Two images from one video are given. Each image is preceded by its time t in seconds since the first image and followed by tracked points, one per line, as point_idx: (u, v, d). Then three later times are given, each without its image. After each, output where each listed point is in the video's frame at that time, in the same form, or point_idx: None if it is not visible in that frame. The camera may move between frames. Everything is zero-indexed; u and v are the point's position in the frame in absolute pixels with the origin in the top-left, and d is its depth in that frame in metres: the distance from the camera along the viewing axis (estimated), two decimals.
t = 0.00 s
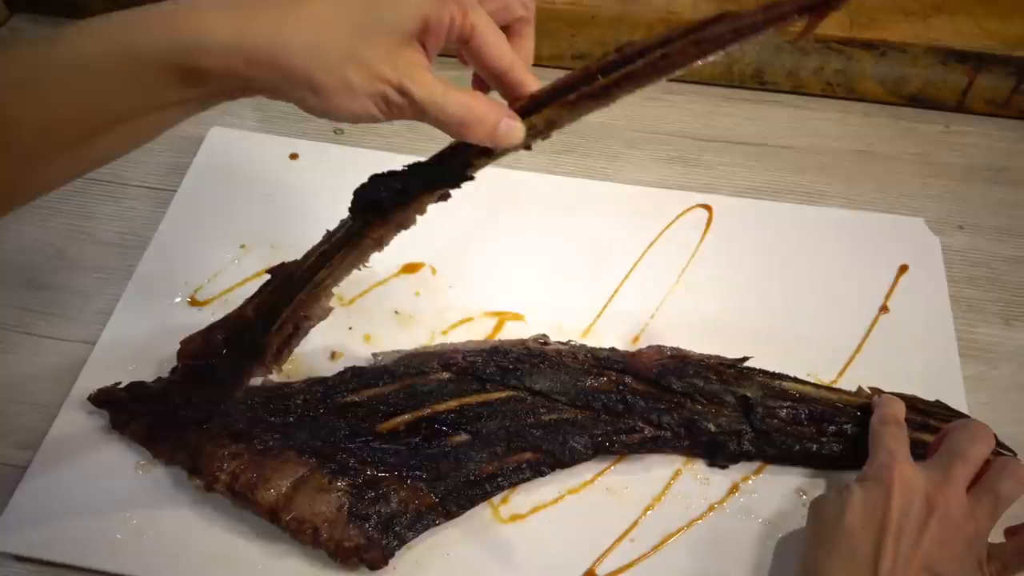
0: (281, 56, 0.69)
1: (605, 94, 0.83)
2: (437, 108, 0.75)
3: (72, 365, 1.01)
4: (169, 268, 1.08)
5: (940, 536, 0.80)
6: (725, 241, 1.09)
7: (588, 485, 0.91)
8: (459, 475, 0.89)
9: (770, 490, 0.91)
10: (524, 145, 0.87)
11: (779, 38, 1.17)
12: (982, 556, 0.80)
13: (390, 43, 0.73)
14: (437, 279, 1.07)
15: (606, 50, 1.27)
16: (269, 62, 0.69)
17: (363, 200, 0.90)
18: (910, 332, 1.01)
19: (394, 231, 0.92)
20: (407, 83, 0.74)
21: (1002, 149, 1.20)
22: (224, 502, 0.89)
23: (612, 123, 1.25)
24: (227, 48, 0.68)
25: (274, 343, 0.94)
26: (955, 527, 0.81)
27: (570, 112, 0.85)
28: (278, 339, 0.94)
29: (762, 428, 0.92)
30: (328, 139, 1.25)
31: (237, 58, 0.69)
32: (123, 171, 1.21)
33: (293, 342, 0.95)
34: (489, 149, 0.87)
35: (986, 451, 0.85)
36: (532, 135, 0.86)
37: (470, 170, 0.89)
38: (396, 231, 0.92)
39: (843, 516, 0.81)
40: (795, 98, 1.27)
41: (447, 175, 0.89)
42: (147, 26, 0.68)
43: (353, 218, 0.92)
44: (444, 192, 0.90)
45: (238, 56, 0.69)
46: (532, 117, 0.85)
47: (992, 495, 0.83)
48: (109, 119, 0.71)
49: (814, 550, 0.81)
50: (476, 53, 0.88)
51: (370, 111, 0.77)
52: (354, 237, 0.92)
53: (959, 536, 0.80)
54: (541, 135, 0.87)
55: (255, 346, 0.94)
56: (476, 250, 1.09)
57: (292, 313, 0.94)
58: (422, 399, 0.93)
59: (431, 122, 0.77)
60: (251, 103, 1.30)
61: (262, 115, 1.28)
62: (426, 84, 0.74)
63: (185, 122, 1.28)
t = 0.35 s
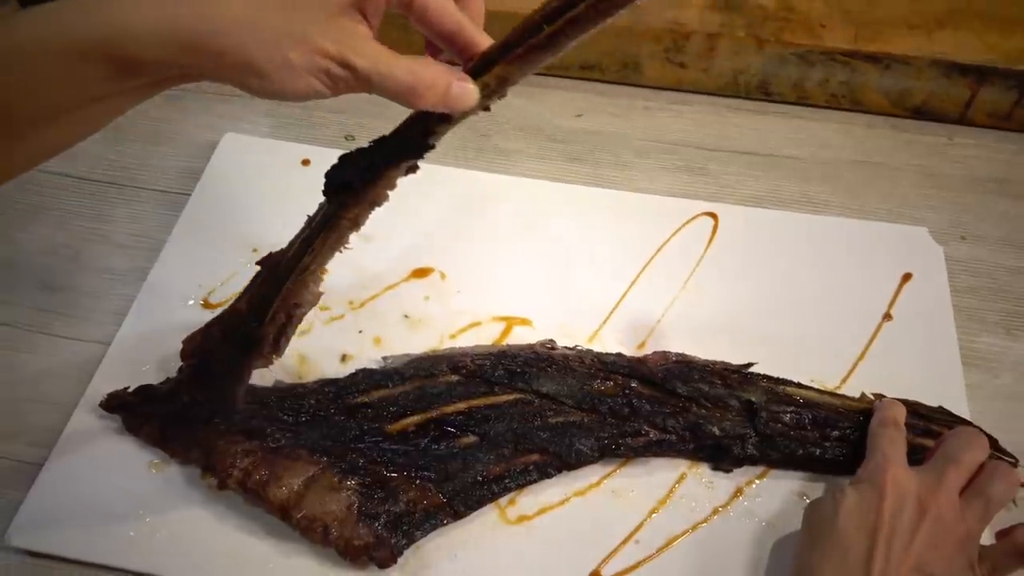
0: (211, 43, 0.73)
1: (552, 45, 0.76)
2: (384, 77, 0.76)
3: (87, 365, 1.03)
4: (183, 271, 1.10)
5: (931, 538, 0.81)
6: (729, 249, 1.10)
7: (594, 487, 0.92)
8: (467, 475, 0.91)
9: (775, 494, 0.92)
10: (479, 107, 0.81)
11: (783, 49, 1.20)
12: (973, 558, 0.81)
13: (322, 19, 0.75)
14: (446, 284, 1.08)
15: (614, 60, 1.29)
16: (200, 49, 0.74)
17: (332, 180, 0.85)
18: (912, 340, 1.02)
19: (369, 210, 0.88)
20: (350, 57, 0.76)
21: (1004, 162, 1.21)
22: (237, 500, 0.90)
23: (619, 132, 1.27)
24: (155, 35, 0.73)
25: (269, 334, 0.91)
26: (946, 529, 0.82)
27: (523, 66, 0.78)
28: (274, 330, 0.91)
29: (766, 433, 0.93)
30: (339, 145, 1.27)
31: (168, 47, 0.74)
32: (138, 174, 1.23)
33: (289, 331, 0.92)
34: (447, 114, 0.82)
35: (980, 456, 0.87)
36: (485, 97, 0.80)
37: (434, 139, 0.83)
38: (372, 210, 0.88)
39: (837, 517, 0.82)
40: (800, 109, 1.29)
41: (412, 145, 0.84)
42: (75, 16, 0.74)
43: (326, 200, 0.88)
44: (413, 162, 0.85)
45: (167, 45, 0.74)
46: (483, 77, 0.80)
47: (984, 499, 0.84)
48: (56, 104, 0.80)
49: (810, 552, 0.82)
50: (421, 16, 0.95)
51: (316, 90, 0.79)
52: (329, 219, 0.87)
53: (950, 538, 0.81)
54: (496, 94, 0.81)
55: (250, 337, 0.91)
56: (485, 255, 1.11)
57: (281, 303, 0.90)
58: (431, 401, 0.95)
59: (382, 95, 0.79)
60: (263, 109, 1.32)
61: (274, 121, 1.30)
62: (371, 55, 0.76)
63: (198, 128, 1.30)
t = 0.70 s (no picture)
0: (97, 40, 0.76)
1: None
2: (284, 49, 0.77)
3: (96, 375, 1.04)
4: (192, 284, 1.11)
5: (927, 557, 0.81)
6: (732, 266, 1.11)
7: (597, 500, 0.93)
8: (470, 486, 0.91)
9: (778, 509, 0.92)
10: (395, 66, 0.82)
11: (786, 70, 1.22)
12: None
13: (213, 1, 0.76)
14: (451, 298, 1.09)
15: (618, 80, 1.31)
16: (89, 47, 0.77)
17: (279, 167, 0.87)
18: (914, 358, 1.03)
19: (319, 192, 0.88)
20: (244, 33, 0.77)
21: (1004, 183, 1.23)
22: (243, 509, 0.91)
23: (624, 150, 1.29)
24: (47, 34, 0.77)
25: (252, 332, 0.91)
26: (942, 548, 0.82)
27: (426, 15, 0.81)
28: (256, 328, 0.91)
29: (767, 447, 0.94)
30: (347, 161, 1.28)
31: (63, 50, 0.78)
32: (149, 188, 1.25)
33: (270, 327, 0.91)
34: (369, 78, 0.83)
35: (978, 478, 0.87)
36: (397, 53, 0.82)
37: (358, 108, 0.84)
38: (321, 191, 0.88)
39: (833, 534, 0.83)
40: (802, 129, 1.30)
41: (339, 118, 0.85)
42: None
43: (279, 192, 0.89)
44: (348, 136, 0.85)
45: (62, 47, 0.78)
46: (392, 35, 0.81)
47: (981, 518, 0.84)
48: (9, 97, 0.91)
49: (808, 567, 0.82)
50: None
51: (223, 74, 0.80)
52: (282, 207, 0.88)
53: (946, 557, 0.81)
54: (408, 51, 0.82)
55: (235, 337, 0.92)
56: (489, 270, 1.12)
57: (257, 299, 0.90)
58: (436, 413, 0.96)
59: (287, 68, 0.79)
60: (273, 126, 1.34)
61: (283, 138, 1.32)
62: (265, 29, 0.77)
63: (209, 143, 1.32)
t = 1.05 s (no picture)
0: (58, 64, 0.78)
1: None
2: (247, 58, 0.78)
3: (100, 378, 1.04)
4: (197, 287, 1.11)
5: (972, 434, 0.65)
6: (736, 272, 1.11)
7: (600, 506, 0.93)
8: (473, 491, 0.91)
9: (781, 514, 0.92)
10: (367, 65, 0.82)
11: (790, 77, 1.23)
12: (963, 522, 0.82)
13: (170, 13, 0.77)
14: (455, 303, 1.09)
15: (622, 86, 1.31)
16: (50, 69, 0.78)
17: (261, 168, 0.87)
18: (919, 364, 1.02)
19: (303, 194, 0.88)
20: (205, 45, 0.78)
21: (1008, 190, 1.23)
22: (247, 512, 0.91)
23: (628, 156, 1.29)
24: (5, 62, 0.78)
25: (246, 335, 0.90)
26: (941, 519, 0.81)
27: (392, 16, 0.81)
28: (250, 330, 0.90)
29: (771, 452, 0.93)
30: (352, 166, 1.29)
31: (22, 74, 0.79)
32: (153, 192, 1.26)
33: (264, 329, 0.90)
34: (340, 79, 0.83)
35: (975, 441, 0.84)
36: (367, 52, 0.82)
37: (332, 110, 0.84)
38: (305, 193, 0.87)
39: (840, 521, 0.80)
40: (806, 136, 1.30)
41: (317, 121, 0.85)
42: None
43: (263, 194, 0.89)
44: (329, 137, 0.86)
45: (20, 71, 0.79)
46: (359, 36, 0.82)
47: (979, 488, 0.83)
48: None
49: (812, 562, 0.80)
50: None
51: (187, 83, 0.82)
52: (267, 209, 0.87)
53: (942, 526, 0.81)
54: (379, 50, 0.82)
55: (230, 338, 0.91)
56: (494, 275, 1.12)
57: (249, 302, 0.89)
58: (439, 417, 0.95)
59: (252, 74, 0.80)
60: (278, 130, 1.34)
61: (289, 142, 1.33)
62: (224, 36, 0.78)
63: (213, 147, 1.32)
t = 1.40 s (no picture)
0: (61, 102, 0.75)
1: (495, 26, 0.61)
2: (257, 97, 0.75)
3: (106, 383, 1.04)
4: (204, 294, 1.11)
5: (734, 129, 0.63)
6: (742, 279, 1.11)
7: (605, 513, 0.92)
8: (479, 499, 0.91)
9: (788, 522, 0.89)
10: (381, 101, 0.79)
11: (796, 84, 1.23)
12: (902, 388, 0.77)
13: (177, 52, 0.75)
14: (461, 309, 1.09)
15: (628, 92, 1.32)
16: (52, 111, 0.76)
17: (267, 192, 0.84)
18: (925, 372, 1.02)
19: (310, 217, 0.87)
20: (213, 84, 0.75)
21: (1013, 197, 1.23)
22: (252, 519, 0.91)
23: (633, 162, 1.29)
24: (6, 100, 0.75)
25: (251, 347, 0.91)
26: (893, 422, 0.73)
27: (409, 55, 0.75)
28: (255, 343, 0.91)
29: (777, 460, 0.92)
30: (358, 172, 1.29)
31: (24, 117, 0.76)
32: (159, 197, 1.26)
33: (269, 342, 0.91)
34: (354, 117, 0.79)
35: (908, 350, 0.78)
36: (382, 91, 0.78)
37: (344, 146, 0.81)
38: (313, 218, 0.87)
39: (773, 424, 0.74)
40: (811, 143, 1.30)
41: (326, 154, 0.82)
42: None
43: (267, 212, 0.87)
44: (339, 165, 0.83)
45: (22, 113, 0.76)
46: (375, 74, 0.77)
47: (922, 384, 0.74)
48: None
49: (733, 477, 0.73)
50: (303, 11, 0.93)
51: (192, 124, 0.79)
52: (273, 233, 0.86)
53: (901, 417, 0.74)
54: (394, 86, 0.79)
55: (234, 351, 0.91)
56: (499, 281, 1.12)
57: (254, 316, 0.90)
58: (445, 425, 0.96)
59: (261, 115, 0.78)
60: (285, 136, 1.35)
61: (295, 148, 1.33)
62: (234, 75, 0.76)
63: (219, 153, 1.32)
